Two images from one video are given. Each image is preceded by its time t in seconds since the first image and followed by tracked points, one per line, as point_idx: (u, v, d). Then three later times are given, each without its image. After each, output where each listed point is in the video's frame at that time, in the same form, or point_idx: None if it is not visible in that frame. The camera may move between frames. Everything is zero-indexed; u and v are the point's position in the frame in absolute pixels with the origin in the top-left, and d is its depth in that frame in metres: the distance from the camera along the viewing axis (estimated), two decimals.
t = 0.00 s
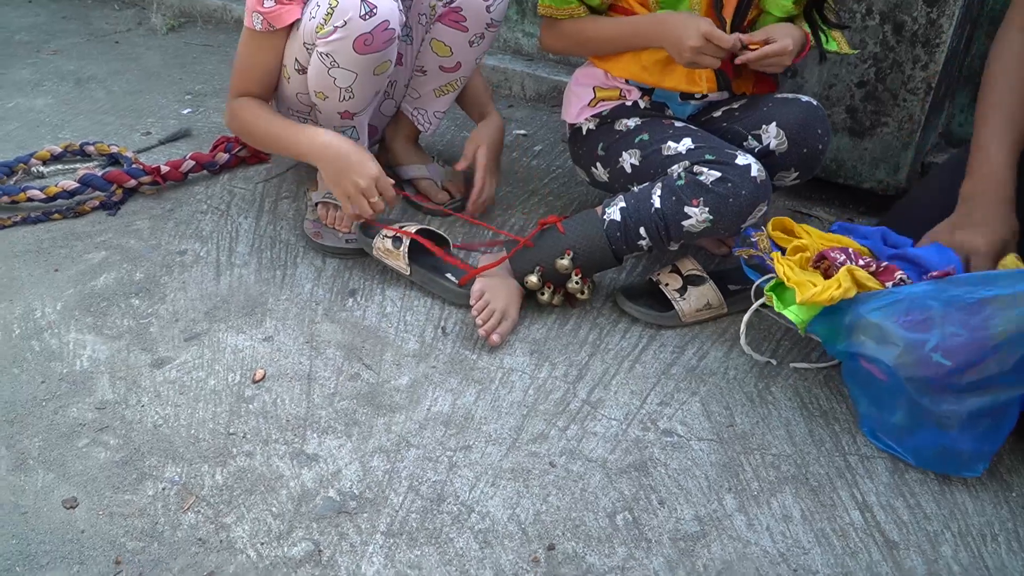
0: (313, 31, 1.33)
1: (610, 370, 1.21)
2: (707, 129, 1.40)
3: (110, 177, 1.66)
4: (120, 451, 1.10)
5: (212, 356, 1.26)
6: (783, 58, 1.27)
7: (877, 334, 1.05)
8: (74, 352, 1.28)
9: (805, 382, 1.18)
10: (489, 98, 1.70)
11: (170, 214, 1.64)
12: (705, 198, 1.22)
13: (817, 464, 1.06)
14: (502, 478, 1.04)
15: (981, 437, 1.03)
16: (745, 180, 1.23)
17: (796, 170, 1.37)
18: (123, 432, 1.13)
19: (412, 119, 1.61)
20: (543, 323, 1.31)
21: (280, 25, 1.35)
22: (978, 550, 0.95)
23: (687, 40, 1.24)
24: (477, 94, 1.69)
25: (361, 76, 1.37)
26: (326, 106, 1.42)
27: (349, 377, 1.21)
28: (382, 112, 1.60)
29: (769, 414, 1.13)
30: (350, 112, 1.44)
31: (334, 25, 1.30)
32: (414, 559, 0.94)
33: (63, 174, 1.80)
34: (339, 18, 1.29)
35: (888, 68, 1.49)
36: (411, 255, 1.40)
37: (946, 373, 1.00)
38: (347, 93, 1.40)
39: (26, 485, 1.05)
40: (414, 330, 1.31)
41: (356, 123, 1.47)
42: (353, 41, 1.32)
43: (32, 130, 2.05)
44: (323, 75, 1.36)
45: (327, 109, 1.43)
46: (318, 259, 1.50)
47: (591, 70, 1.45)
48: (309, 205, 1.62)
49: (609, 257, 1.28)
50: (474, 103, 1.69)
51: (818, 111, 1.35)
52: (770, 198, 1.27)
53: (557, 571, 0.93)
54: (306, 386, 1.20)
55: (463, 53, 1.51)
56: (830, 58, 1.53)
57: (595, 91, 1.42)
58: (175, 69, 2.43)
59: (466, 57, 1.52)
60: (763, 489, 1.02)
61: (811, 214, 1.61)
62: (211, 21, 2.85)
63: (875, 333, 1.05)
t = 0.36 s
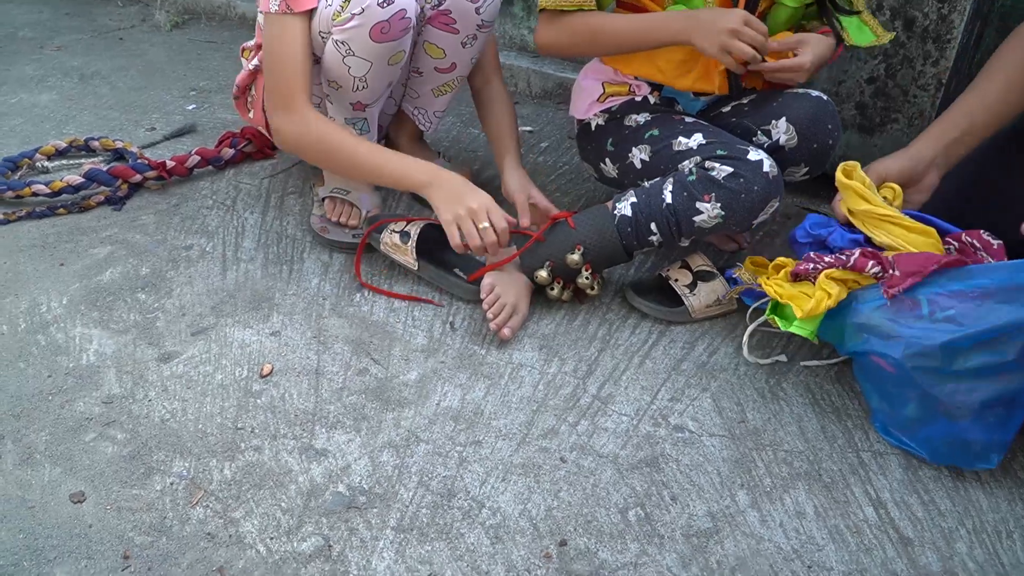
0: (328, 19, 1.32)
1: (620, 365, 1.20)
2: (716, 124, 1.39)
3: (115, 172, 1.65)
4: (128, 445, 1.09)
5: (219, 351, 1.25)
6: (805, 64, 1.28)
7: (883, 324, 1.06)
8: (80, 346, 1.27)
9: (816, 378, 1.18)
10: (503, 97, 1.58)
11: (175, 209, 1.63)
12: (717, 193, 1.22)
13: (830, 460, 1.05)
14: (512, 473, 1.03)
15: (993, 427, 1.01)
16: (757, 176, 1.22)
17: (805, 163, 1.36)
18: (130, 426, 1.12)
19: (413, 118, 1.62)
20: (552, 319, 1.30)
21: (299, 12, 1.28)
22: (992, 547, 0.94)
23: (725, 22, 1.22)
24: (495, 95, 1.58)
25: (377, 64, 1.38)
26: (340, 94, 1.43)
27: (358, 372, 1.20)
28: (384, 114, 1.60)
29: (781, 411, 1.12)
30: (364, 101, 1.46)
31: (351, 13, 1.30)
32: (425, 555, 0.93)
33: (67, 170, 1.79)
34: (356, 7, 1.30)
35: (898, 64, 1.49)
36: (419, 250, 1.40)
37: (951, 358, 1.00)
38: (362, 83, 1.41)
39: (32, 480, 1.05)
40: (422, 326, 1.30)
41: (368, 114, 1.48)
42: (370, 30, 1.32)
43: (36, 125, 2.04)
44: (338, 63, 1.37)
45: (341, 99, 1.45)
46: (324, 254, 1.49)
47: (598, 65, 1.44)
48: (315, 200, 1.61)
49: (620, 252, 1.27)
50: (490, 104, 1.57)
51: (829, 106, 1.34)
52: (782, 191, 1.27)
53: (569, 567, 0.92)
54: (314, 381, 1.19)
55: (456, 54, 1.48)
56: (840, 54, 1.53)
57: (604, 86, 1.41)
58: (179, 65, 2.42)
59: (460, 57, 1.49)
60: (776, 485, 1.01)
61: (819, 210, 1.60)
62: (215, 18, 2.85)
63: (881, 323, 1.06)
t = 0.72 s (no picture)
0: (330, 19, 1.33)
1: (619, 369, 1.20)
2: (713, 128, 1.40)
3: (114, 177, 1.66)
4: (128, 451, 1.09)
5: (218, 356, 1.26)
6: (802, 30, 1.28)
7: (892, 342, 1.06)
8: (80, 352, 1.27)
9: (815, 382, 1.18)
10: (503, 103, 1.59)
11: (174, 214, 1.63)
12: (712, 196, 1.22)
13: (828, 463, 1.05)
14: (511, 478, 1.04)
15: (998, 441, 1.02)
16: (751, 177, 1.22)
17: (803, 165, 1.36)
18: (130, 432, 1.12)
19: (414, 119, 1.62)
20: (551, 322, 1.31)
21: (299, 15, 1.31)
22: (990, 550, 0.95)
23: None
24: (493, 96, 1.60)
25: (377, 65, 1.37)
26: (339, 96, 1.42)
27: (357, 377, 1.21)
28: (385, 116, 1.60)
29: (779, 414, 1.12)
30: (364, 104, 1.44)
31: (353, 12, 1.30)
32: (424, 560, 0.94)
33: (67, 175, 1.79)
34: (357, 5, 1.30)
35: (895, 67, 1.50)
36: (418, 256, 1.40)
37: (959, 376, 1.00)
38: (362, 84, 1.40)
39: (32, 486, 1.05)
40: (421, 330, 1.30)
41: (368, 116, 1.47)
42: (371, 29, 1.32)
43: (36, 130, 2.04)
44: (338, 64, 1.37)
45: (340, 101, 1.44)
46: (324, 258, 1.50)
47: (594, 70, 1.45)
48: (315, 205, 1.62)
49: (614, 252, 1.29)
50: (494, 107, 1.59)
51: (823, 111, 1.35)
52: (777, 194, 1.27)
53: (568, 572, 0.92)
54: (313, 386, 1.19)
55: (458, 50, 1.48)
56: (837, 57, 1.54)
57: (601, 90, 1.42)
58: (178, 69, 2.43)
59: (461, 54, 1.49)
60: (774, 488, 1.02)
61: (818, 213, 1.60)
62: (214, 22, 2.85)
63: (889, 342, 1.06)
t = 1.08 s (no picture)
0: (329, 18, 1.33)
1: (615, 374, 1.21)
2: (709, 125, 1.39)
3: (112, 179, 1.66)
4: (123, 455, 1.09)
5: (214, 359, 1.26)
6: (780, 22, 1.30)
7: (884, 339, 1.07)
8: (77, 355, 1.27)
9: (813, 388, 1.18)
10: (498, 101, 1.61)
11: (172, 217, 1.63)
12: (690, 170, 1.21)
13: (824, 468, 1.05)
14: (507, 483, 1.03)
15: (993, 440, 1.02)
16: (729, 150, 1.21)
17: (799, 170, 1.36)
18: (126, 436, 1.12)
19: (412, 120, 1.61)
20: (547, 325, 1.31)
21: (296, 15, 1.32)
22: (986, 555, 0.95)
23: None
24: (489, 97, 1.60)
25: (375, 63, 1.37)
26: (337, 96, 1.42)
27: (353, 381, 1.21)
28: (384, 117, 1.60)
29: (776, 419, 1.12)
30: (362, 104, 1.44)
31: (351, 11, 1.30)
32: (418, 565, 0.94)
33: (65, 177, 1.79)
34: (357, 4, 1.30)
35: (893, 70, 1.49)
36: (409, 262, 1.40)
37: (955, 373, 1.01)
38: (360, 84, 1.39)
39: (28, 490, 1.05)
40: (418, 334, 1.30)
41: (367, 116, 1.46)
42: (370, 27, 1.32)
43: (34, 132, 2.04)
44: (337, 64, 1.36)
45: (338, 101, 1.43)
46: (321, 261, 1.50)
47: (588, 68, 1.47)
48: (312, 208, 1.61)
49: (600, 240, 1.28)
50: (486, 106, 1.60)
51: (811, 104, 1.34)
52: (758, 168, 1.25)
53: None
54: (309, 390, 1.19)
55: (457, 51, 1.48)
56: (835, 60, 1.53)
57: (593, 87, 1.44)
58: (177, 71, 2.43)
59: (461, 54, 1.49)
60: (770, 493, 1.02)
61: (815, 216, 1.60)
62: (214, 23, 2.85)
63: (882, 338, 1.07)
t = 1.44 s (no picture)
0: (332, 22, 1.35)
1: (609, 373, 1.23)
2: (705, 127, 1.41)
3: (115, 181, 1.68)
4: (126, 452, 1.12)
5: (216, 358, 1.28)
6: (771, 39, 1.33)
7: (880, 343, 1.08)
8: (80, 354, 1.30)
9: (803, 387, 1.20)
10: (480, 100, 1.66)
11: (173, 218, 1.66)
12: (686, 183, 1.24)
13: (812, 466, 1.07)
14: (502, 479, 1.06)
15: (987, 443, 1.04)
16: (725, 163, 1.24)
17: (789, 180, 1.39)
18: (129, 433, 1.15)
19: (411, 121, 1.64)
20: (543, 326, 1.33)
21: (301, 20, 1.34)
22: (970, 551, 0.97)
23: None
24: (471, 95, 1.66)
25: (377, 66, 1.39)
26: (338, 98, 1.44)
27: (352, 380, 1.23)
28: (384, 119, 1.63)
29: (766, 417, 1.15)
30: (363, 106, 1.46)
31: (354, 15, 1.32)
32: (415, 559, 0.96)
33: (68, 178, 1.82)
34: (360, 9, 1.32)
35: (885, 75, 1.52)
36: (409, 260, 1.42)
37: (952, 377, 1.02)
38: (362, 86, 1.41)
39: (33, 485, 1.07)
40: (415, 333, 1.33)
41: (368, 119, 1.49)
42: (373, 31, 1.34)
43: (37, 133, 2.07)
44: (340, 68, 1.38)
45: (340, 103, 1.45)
46: (321, 262, 1.52)
47: (588, 69, 1.48)
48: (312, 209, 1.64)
49: (597, 247, 1.30)
50: (469, 105, 1.65)
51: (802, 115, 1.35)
52: (753, 179, 1.27)
53: (556, 571, 0.94)
54: (309, 388, 1.22)
55: (456, 52, 1.51)
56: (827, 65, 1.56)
57: (592, 89, 1.45)
58: (178, 73, 2.45)
59: (460, 55, 1.52)
60: (759, 490, 1.04)
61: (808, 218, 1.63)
62: (214, 25, 2.87)
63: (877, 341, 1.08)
